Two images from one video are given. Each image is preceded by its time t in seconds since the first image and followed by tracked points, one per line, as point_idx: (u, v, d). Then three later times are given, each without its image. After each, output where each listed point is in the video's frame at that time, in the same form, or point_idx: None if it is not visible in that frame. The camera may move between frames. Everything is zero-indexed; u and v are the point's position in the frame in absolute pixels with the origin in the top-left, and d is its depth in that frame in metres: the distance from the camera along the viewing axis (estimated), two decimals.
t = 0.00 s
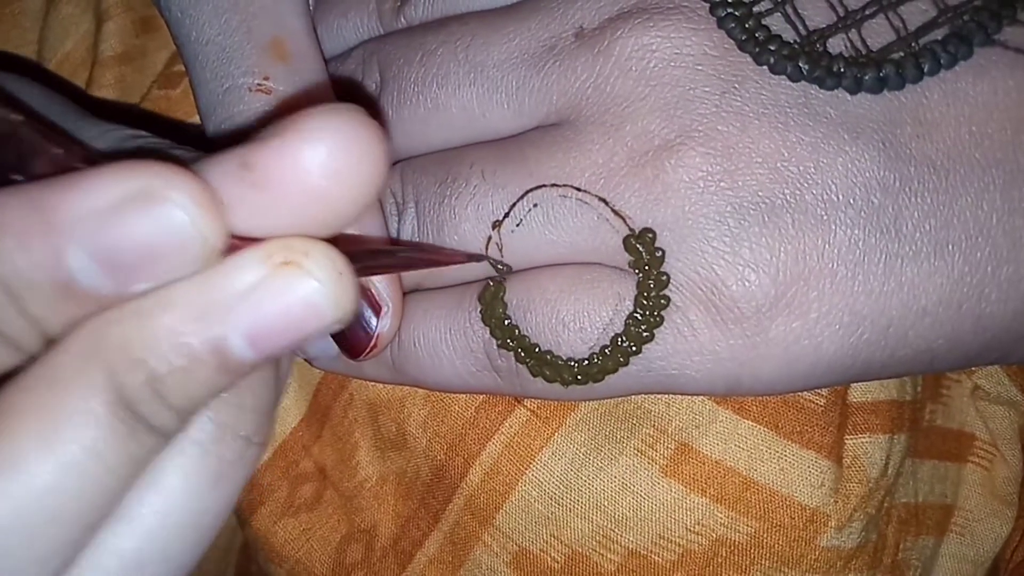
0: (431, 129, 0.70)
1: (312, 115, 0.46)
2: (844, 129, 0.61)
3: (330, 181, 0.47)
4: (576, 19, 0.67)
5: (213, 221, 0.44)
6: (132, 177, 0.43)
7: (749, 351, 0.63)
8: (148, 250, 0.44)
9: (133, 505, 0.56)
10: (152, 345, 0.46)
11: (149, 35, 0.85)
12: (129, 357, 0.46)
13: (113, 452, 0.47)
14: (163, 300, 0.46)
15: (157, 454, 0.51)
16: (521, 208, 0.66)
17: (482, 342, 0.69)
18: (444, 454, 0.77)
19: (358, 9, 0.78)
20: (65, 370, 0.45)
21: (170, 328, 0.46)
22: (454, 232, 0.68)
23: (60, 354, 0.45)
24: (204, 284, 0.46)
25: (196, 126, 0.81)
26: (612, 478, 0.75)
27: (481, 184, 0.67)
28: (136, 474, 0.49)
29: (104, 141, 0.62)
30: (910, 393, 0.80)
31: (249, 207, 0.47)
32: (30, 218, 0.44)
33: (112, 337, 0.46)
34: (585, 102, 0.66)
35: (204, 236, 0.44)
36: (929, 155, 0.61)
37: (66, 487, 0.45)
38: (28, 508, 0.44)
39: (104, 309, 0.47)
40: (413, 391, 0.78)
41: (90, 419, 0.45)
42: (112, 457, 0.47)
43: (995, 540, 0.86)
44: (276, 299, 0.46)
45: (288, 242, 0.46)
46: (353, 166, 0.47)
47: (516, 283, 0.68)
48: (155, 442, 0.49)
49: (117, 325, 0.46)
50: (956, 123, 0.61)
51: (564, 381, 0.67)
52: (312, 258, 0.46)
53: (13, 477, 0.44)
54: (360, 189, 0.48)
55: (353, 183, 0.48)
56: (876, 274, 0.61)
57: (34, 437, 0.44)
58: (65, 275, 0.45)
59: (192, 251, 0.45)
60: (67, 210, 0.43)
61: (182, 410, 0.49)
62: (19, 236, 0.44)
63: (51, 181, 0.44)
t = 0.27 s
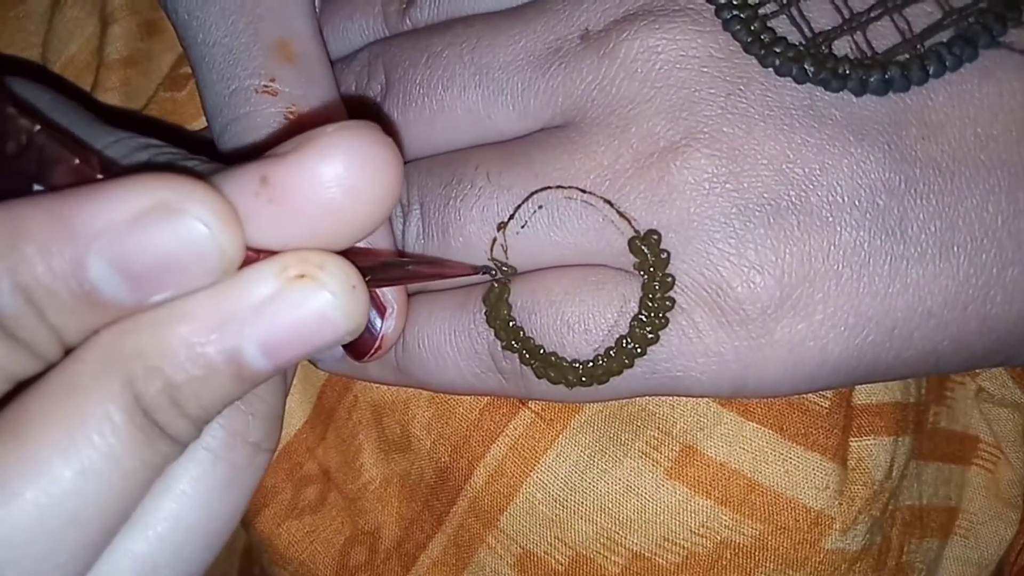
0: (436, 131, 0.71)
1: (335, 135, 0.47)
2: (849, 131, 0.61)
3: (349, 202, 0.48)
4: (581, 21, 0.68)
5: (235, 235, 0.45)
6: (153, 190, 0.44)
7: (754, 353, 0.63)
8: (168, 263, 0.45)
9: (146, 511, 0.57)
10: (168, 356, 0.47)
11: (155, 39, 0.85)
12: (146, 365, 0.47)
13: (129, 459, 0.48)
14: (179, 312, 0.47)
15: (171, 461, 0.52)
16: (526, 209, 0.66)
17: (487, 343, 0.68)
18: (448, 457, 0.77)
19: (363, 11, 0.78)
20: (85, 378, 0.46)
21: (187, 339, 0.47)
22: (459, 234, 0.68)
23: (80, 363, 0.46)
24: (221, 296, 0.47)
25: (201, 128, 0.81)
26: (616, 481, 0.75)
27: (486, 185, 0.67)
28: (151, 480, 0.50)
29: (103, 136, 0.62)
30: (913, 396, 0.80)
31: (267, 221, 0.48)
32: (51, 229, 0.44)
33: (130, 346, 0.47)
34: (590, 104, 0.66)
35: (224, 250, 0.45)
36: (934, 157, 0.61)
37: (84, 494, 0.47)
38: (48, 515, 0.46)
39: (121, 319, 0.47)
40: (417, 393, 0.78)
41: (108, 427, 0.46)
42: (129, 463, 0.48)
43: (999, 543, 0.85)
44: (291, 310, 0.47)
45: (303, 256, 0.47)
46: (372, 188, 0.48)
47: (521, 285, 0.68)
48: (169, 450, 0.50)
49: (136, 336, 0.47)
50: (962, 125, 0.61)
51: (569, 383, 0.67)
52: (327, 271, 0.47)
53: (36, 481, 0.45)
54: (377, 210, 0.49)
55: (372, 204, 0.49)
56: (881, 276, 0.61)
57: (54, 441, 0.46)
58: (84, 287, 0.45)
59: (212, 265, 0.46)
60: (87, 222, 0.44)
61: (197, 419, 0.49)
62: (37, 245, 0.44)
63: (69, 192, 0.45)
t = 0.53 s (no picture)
0: (427, 128, 0.70)
1: (327, 115, 0.45)
2: (844, 127, 0.61)
3: (343, 184, 0.46)
4: (573, 17, 0.67)
5: (226, 222, 0.43)
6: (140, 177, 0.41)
7: (748, 352, 0.63)
8: (158, 254, 0.43)
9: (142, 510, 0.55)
10: (161, 350, 0.45)
11: (145, 34, 0.84)
12: (138, 360, 0.45)
13: (123, 458, 0.46)
14: (172, 303, 0.45)
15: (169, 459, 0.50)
16: (518, 207, 0.66)
17: (479, 343, 0.68)
18: (441, 457, 0.76)
19: (354, 8, 0.77)
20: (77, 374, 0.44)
21: (181, 331, 0.45)
22: (450, 233, 0.68)
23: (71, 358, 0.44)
24: (213, 287, 0.45)
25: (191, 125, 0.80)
26: (611, 481, 0.74)
27: (478, 183, 0.67)
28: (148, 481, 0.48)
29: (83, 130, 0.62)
30: (910, 394, 0.79)
31: (261, 205, 0.47)
32: (35, 218, 0.41)
33: (121, 341, 0.44)
34: (582, 101, 0.65)
35: (216, 238, 0.43)
36: (930, 153, 0.60)
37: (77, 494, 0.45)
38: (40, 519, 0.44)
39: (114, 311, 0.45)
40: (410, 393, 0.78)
41: (99, 425, 0.45)
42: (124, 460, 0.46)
43: (995, 543, 0.85)
44: (288, 301, 0.45)
45: (301, 243, 0.44)
46: (366, 168, 0.46)
47: (513, 284, 0.67)
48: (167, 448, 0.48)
49: (126, 329, 0.44)
50: (958, 121, 0.61)
51: (562, 383, 0.66)
52: (326, 260, 0.44)
53: (26, 483, 0.44)
54: (373, 189, 0.48)
55: (367, 185, 0.47)
56: (877, 274, 0.61)
57: (45, 440, 0.44)
58: (72, 278, 0.43)
59: (204, 255, 0.43)
60: (73, 210, 0.41)
61: (193, 415, 0.47)
62: (22, 236, 0.41)
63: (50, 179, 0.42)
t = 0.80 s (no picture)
0: (432, 130, 0.70)
1: (270, 115, 0.41)
2: (849, 129, 0.61)
3: (296, 187, 0.43)
4: (578, 19, 0.67)
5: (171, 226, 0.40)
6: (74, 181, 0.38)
7: (753, 353, 0.63)
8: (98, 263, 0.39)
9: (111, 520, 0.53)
10: (110, 362, 0.41)
11: (149, 36, 0.84)
12: (84, 374, 0.41)
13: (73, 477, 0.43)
14: (117, 313, 0.41)
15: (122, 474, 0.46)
16: (523, 209, 0.66)
17: (484, 344, 0.68)
18: (445, 458, 0.76)
19: (359, 10, 0.77)
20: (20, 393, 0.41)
21: (128, 342, 0.41)
22: (456, 234, 0.68)
23: (10, 376, 0.41)
24: (161, 295, 0.41)
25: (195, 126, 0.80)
26: (614, 482, 0.75)
27: (483, 185, 0.67)
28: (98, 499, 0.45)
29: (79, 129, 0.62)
30: (914, 397, 0.79)
31: (206, 219, 0.42)
32: None
33: (63, 355, 0.41)
34: (587, 103, 0.65)
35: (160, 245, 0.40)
36: (935, 156, 0.61)
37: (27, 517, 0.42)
38: None
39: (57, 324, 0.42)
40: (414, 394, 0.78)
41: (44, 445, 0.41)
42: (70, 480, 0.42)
43: (997, 544, 0.84)
44: (241, 309, 0.41)
45: (250, 247, 0.41)
46: (320, 166, 0.42)
47: (517, 286, 0.67)
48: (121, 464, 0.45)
49: (66, 343, 0.41)
50: (963, 123, 0.61)
51: (567, 384, 0.66)
52: (278, 266, 0.41)
53: None
54: (332, 187, 0.44)
55: (318, 185, 0.43)
56: (882, 276, 0.61)
57: None
58: (12, 289, 0.40)
59: (147, 262, 0.40)
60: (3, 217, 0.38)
61: (147, 428, 0.44)
62: None
63: None
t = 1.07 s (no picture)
0: (431, 129, 0.70)
1: (314, 122, 0.44)
2: (850, 129, 0.61)
3: (330, 187, 0.46)
4: (578, 18, 0.67)
5: (209, 224, 0.43)
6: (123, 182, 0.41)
7: (753, 353, 0.62)
8: (144, 258, 0.43)
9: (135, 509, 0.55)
10: (149, 352, 0.45)
11: (148, 37, 0.84)
12: (126, 364, 0.45)
13: (111, 462, 0.46)
14: (158, 308, 0.45)
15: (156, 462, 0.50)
16: (522, 208, 0.65)
17: (483, 344, 0.68)
18: (443, 458, 0.76)
19: (358, 9, 0.77)
20: (66, 379, 0.44)
21: (168, 335, 0.45)
22: (455, 234, 0.67)
23: (56, 366, 0.44)
24: (199, 289, 0.45)
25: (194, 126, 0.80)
26: (614, 483, 0.74)
27: (482, 184, 0.67)
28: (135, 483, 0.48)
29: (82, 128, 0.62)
30: (915, 398, 0.79)
31: (250, 212, 0.47)
32: (22, 224, 0.42)
33: (107, 344, 0.44)
34: (587, 102, 0.65)
35: (201, 243, 0.43)
36: (936, 155, 0.60)
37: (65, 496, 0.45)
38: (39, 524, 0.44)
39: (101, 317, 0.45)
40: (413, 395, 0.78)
41: (87, 428, 0.44)
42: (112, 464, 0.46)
43: (999, 546, 0.84)
44: (275, 303, 0.45)
45: (287, 248, 0.45)
46: (354, 173, 0.46)
47: (516, 285, 0.67)
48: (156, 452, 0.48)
49: (112, 333, 0.44)
50: (964, 123, 0.60)
51: (566, 385, 0.66)
52: (312, 264, 0.44)
53: (13, 485, 0.43)
54: (362, 191, 0.47)
55: (355, 185, 0.47)
56: (882, 276, 0.60)
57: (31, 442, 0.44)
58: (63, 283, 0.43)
59: (188, 259, 0.43)
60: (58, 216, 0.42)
61: (181, 418, 0.47)
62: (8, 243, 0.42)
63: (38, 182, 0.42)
